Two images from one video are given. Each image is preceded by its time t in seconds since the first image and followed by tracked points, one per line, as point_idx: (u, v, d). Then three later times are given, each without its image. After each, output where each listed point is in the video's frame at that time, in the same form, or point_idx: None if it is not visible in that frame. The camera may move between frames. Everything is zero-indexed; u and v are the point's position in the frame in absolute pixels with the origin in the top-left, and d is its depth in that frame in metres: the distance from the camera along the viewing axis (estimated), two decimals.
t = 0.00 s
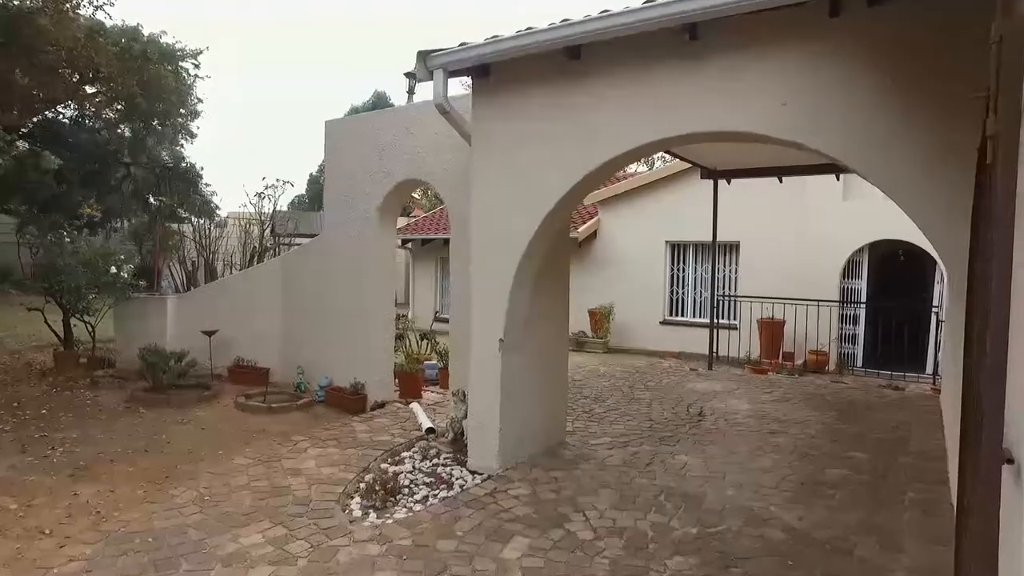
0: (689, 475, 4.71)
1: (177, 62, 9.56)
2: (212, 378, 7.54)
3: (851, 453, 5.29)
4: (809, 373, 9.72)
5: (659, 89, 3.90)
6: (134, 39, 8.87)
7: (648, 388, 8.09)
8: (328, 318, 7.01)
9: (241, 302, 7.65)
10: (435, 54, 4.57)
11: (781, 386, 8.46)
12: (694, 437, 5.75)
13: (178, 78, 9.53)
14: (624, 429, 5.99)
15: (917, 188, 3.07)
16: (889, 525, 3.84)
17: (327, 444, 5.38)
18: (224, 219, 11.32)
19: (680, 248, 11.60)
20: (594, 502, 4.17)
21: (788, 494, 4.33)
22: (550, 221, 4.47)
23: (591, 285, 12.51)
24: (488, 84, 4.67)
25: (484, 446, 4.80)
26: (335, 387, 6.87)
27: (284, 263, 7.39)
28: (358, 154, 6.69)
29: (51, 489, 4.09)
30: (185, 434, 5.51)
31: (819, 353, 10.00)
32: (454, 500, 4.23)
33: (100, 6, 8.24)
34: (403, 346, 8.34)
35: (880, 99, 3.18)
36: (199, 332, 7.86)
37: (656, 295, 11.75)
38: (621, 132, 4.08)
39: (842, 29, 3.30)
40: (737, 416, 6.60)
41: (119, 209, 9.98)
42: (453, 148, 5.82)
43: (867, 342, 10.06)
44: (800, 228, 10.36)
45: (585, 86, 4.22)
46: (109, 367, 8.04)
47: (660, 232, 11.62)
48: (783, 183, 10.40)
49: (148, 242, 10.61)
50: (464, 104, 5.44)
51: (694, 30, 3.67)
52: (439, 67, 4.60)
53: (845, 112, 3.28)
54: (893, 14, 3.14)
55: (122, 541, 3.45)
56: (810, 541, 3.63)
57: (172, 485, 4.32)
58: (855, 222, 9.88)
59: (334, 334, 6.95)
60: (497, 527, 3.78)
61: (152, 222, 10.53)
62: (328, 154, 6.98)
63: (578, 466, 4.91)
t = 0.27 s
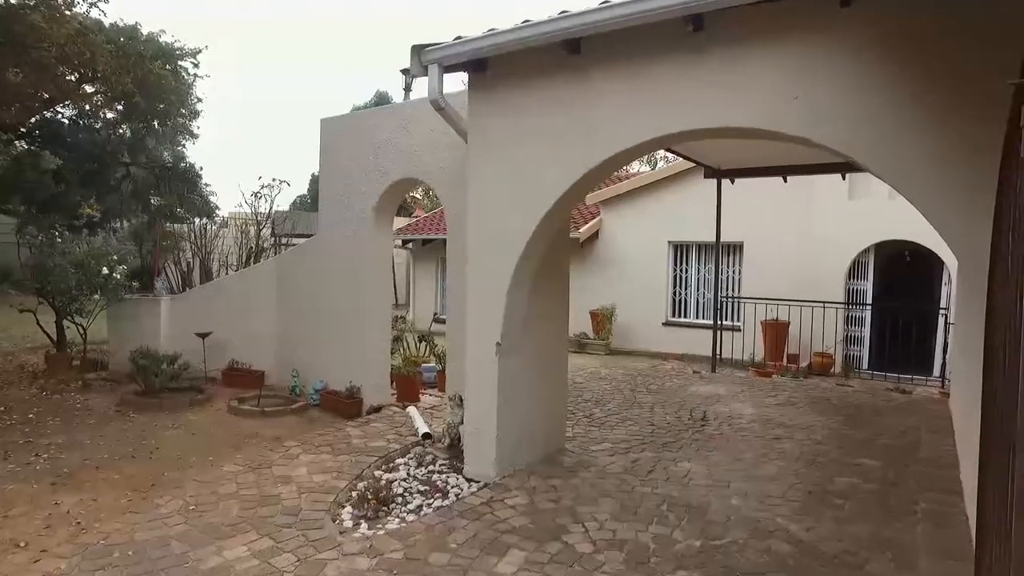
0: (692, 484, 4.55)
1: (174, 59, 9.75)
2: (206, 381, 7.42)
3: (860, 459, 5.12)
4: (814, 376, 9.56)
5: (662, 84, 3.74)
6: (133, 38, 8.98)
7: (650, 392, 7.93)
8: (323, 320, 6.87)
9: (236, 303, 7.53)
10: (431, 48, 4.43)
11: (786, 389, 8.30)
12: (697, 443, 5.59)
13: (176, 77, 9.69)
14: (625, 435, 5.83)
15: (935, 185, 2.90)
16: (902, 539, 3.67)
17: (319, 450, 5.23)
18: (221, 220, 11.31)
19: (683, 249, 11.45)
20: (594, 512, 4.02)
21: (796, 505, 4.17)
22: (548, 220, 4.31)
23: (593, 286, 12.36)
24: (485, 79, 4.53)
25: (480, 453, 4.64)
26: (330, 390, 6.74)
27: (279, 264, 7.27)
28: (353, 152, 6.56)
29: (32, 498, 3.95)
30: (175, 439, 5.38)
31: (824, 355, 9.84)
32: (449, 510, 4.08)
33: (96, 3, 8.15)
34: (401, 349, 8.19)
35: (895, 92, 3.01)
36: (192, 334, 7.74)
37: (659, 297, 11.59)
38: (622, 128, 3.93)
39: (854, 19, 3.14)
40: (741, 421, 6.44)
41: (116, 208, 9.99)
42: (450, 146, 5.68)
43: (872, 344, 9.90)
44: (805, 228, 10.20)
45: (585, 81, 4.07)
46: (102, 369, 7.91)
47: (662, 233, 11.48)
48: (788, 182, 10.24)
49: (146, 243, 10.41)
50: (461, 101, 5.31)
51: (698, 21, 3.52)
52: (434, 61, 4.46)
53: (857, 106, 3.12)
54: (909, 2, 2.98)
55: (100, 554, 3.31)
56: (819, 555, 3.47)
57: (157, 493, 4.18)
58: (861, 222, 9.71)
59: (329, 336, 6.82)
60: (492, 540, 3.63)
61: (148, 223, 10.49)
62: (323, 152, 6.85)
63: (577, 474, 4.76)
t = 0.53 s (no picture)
0: (694, 490, 4.44)
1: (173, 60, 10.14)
2: (201, 382, 7.32)
3: (865, 464, 5.00)
4: (817, 377, 9.45)
5: (664, 79, 3.64)
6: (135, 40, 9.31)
7: (650, 394, 7.82)
8: (319, 322, 6.77)
9: (231, 304, 7.44)
10: (427, 42, 4.33)
11: (789, 391, 8.18)
12: (700, 447, 5.47)
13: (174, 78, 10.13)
14: (625, 439, 5.71)
15: (950, 183, 2.79)
16: (911, 548, 3.55)
17: (313, 455, 5.12)
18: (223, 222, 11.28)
19: (685, 249, 11.34)
20: (593, 520, 3.91)
21: (801, 512, 4.06)
22: (546, 220, 4.20)
23: (593, 287, 12.25)
24: (482, 75, 4.42)
25: (477, 458, 4.53)
26: (326, 393, 6.64)
27: (275, 264, 7.17)
28: (349, 150, 6.47)
29: (16, 505, 3.85)
30: (166, 443, 5.28)
31: (827, 356, 9.72)
32: (444, 517, 3.97)
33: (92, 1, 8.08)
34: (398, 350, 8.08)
35: (908, 86, 2.90)
36: (187, 335, 7.65)
37: (661, 298, 11.48)
38: (623, 125, 3.82)
39: (865, 10, 3.02)
40: (744, 424, 6.32)
41: (114, 208, 10.10)
42: (447, 144, 5.58)
43: (876, 345, 9.81)
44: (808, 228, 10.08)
45: (584, 77, 3.96)
46: (95, 370, 7.82)
47: (663, 233, 11.37)
48: (791, 181, 10.12)
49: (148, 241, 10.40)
50: (458, 98, 5.20)
51: (701, 14, 3.41)
52: (430, 57, 4.35)
53: (865, 102, 3.01)
54: None
55: (82, 564, 3.20)
56: (826, 565, 3.35)
57: (145, 498, 4.08)
58: (865, 222, 9.59)
59: (325, 338, 6.72)
60: (489, 549, 3.52)
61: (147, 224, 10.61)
62: (319, 151, 6.75)
63: (577, 479, 4.65)
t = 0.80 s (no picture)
0: (694, 496, 4.31)
1: (172, 59, 9.79)
2: (193, 384, 7.20)
3: (871, 469, 4.87)
4: (821, 379, 9.32)
5: (662, 71, 3.51)
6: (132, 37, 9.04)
7: (651, 396, 7.68)
8: (313, 322, 6.65)
9: (224, 304, 7.32)
10: (419, 35, 4.19)
11: (792, 394, 8.04)
12: (700, 451, 5.33)
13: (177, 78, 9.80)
14: (624, 442, 5.57)
15: (962, 176, 2.66)
16: (920, 557, 3.42)
17: (303, 459, 4.99)
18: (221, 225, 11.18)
19: (686, 249, 11.19)
20: (590, 527, 3.78)
21: (805, 519, 3.92)
22: (542, 217, 4.07)
23: (594, 287, 12.11)
24: (476, 69, 4.30)
25: (471, 463, 4.40)
26: (320, 395, 6.51)
27: (268, 264, 7.05)
28: (343, 147, 6.35)
29: None
30: (153, 447, 5.15)
31: (830, 357, 9.59)
32: (436, 524, 3.85)
33: None
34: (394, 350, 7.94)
35: (917, 75, 2.78)
36: (179, 336, 7.53)
37: (662, 298, 11.33)
38: (621, 118, 3.69)
39: None
40: (746, 427, 6.18)
41: (112, 208, 9.77)
42: (442, 140, 5.45)
43: (879, 345, 9.72)
44: (811, 228, 9.94)
45: (580, 69, 3.83)
46: (86, 372, 7.69)
47: (664, 232, 11.24)
48: (793, 180, 9.98)
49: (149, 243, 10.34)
50: (452, 92, 5.08)
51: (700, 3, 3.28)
52: (422, 50, 4.21)
53: (872, 93, 2.89)
54: None
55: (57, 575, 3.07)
56: None
57: (127, 505, 3.95)
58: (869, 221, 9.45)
59: (319, 339, 6.59)
60: (481, 559, 3.39)
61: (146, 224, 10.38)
62: (313, 149, 6.62)
63: (574, 484, 4.52)
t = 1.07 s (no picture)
0: (694, 505, 4.16)
1: (169, 58, 9.42)
2: (184, 387, 7.07)
3: (877, 476, 4.71)
4: (824, 381, 9.22)
5: (661, 63, 3.37)
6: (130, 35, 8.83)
7: (651, 399, 7.52)
8: (305, 324, 6.51)
9: (217, 305, 7.20)
10: (410, 27, 4.03)
11: (795, 397, 7.88)
12: (701, 457, 5.18)
13: (174, 78, 9.48)
14: (623, 448, 5.42)
15: (977, 171, 2.52)
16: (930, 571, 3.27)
17: (292, 465, 4.85)
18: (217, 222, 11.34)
19: (687, 249, 11.04)
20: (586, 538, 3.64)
21: (809, 530, 3.77)
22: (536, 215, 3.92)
23: (594, 287, 11.96)
24: (469, 62, 4.15)
25: (464, 471, 4.24)
26: (312, 398, 6.38)
27: (261, 264, 6.91)
28: (335, 145, 6.21)
29: None
30: (139, 452, 5.01)
31: (834, 359, 9.45)
32: (426, 534, 3.71)
33: None
34: (389, 352, 7.80)
35: (929, 66, 2.63)
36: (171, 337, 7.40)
37: (663, 299, 11.18)
38: (618, 113, 3.54)
39: None
40: (748, 432, 6.03)
41: (110, 208, 9.62)
42: (436, 137, 5.31)
43: (883, 347, 9.56)
44: (814, 227, 9.78)
45: (576, 62, 3.69)
46: (76, 374, 7.56)
47: (665, 232, 11.08)
48: (796, 179, 9.83)
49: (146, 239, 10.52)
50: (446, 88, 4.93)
51: None
52: (413, 42, 4.06)
53: (881, 84, 2.74)
54: None
55: None
56: None
57: (106, 514, 3.82)
58: (873, 221, 9.29)
59: (312, 341, 6.45)
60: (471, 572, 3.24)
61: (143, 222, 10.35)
62: (306, 146, 6.48)
63: (570, 492, 4.37)
